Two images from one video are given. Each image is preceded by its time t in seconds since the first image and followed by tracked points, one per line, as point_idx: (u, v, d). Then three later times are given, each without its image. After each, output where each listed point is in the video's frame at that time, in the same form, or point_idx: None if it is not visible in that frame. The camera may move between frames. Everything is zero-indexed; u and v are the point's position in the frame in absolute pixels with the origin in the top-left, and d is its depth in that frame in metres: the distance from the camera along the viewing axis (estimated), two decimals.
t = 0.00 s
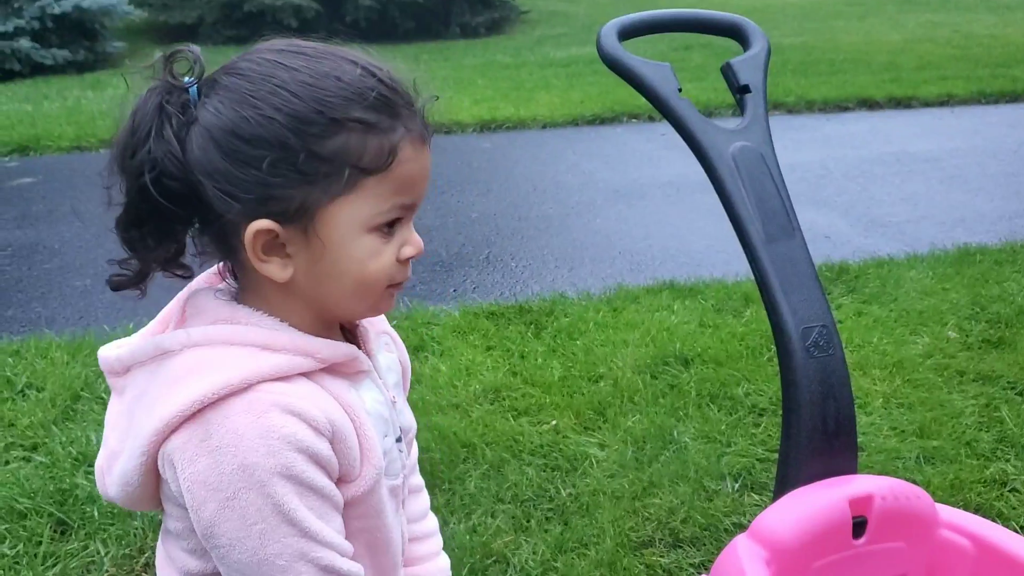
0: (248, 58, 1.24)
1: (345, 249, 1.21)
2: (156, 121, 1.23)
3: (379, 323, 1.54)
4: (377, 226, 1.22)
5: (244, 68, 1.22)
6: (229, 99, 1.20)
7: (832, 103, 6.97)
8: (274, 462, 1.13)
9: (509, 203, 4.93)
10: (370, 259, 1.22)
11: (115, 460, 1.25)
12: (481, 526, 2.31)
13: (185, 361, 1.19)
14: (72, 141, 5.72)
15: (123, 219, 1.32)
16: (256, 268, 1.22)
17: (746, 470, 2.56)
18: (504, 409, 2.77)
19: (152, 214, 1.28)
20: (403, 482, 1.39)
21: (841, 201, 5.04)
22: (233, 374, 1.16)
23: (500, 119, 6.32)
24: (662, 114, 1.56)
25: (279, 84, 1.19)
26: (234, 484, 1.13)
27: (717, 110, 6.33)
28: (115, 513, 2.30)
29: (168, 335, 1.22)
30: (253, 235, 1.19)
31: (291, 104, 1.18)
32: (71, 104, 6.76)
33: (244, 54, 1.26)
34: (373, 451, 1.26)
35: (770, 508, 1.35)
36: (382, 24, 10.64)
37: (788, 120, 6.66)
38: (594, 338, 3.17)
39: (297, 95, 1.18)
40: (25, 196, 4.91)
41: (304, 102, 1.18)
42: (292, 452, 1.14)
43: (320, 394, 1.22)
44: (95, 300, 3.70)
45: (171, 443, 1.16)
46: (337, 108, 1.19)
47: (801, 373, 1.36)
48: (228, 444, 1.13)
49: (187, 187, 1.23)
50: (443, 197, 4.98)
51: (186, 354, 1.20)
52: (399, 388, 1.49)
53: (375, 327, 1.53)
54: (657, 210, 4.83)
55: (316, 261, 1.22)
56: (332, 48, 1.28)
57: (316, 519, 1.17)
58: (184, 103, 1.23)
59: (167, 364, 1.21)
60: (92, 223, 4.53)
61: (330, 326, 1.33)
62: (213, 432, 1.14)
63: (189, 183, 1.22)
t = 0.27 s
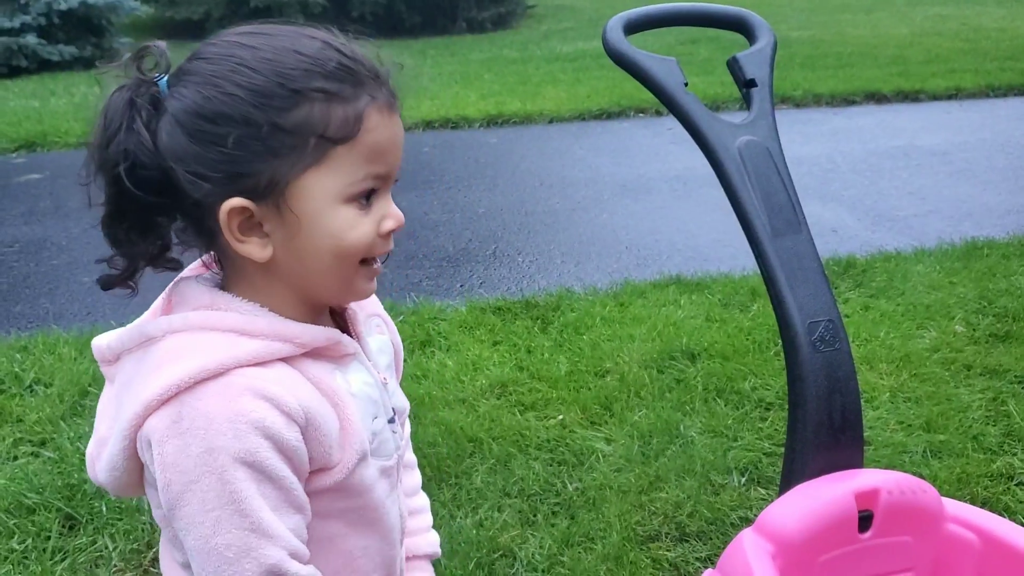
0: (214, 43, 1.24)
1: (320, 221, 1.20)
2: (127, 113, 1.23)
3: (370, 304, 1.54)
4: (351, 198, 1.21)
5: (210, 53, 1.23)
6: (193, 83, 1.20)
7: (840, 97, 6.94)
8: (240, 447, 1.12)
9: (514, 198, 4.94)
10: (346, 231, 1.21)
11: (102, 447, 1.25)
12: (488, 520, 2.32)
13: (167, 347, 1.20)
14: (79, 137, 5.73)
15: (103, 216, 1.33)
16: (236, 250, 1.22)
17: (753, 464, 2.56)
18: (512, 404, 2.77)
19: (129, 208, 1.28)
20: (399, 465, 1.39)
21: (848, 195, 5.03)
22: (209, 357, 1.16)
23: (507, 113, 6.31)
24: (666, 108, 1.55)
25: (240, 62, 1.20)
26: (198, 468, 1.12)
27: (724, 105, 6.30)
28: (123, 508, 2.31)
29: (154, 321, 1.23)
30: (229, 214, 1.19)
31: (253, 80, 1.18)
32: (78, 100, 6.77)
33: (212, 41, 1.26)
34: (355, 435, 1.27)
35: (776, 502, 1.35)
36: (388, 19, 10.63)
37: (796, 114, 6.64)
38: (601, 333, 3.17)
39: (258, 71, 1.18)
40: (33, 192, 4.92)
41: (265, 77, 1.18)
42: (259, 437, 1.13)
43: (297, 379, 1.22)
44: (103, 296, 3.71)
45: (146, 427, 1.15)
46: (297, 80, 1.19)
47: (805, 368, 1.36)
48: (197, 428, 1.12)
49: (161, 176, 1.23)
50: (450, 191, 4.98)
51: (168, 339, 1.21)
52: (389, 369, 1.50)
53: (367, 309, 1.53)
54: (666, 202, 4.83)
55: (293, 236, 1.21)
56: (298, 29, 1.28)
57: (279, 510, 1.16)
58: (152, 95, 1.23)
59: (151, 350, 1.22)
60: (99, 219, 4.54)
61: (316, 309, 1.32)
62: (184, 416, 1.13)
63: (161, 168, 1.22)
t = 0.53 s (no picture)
0: (214, 48, 1.21)
1: (332, 222, 1.18)
2: (133, 122, 1.21)
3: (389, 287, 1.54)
4: (362, 196, 1.20)
5: (211, 58, 1.20)
6: (200, 90, 1.17)
7: (858, 94, 6.90)
8: (276, 427, 1.10)
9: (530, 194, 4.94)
10: (358, 230, 1.20)
11: (139, 445, 1.23)
12: (505, 516, 2.32)
13: (198, 335, 1.18)
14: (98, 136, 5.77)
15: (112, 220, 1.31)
16: (249, 252, 1.19)
17: (771, 462, 2.55)
18: (528, 402, 2.77)
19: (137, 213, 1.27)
20: (428, 439, 1.38)
21: (866, 192, 5.00)
22: (240, 340, 1.13)
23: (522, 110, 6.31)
24: (683, 103, 1.55)
25: (245, 68, 1.16)
26: (233, 451, 1.09)
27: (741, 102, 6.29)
28: (143, 504, 2.33)
29: (182, 314, 1.21)
30: (243, 217, 1.17)
31: (260, 85, 1.15)
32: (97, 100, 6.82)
33: (210, 46, 1.24)
34: (385, 410, 1.25)
35: (795, 499, 1.34)
36: (404, 19, 10.66)
37: (813, 112, 6.61)
38: (618, 330, 3.17)
39: (264, 76, 1.16)
40: (53, 191, 4.96)
41: (270, 82, 1.16)
42: (294, 417, 1.11)
43: (328, 358, 1.20)
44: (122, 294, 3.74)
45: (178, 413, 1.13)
46: (303, 84, 1.16)
47: (826, 366, 1.36)
48: (232, 410, 1.10)
49: (171, 183, 1.21)
50: (465, 188, 5.00)
51: (198, 328, 1.19)
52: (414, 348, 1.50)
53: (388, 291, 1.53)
54: (682, 200, 4.83)
55: (306, 238, 1.19)
56: (297, 30, 1.26)
57: (315, 489, 1.13)
58: (157, 103, 1.21)
59: (182, 340, 1.20)
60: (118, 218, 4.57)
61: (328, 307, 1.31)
62: (217, 400, 1.10)
63: (170, 176, 1.20)
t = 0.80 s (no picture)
0: (282, 80, 1.22)
1: (408, 244, 1.20)
2: (205, 153, 1.19)
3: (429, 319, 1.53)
4: (435, 218, 1.22)
5: (282, 89, 1.20)
6: (277, 119, 1.17)
7: (877, 90, 6.85)
8: (326, 454, 1.11)
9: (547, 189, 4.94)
10: (432, 251, 1.22)
11: (172, 456, 1.25)
12: (522, 511, 2.32)
13: (245, 356, 1.19)
14: (117, 133, 5.81)
15: (176, 257, 1.28)
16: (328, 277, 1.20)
17: (788, 458, 2.54)
18: (544, 397, 2.78)
19: (206, 249, 1.24)
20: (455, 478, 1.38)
21: (885, 189, 4.97)
22: (289, 366, 1.15)
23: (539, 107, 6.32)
24: (702, 99, 1.55)
25: (321, 95, 1.18)
26: (282, 474, 1.10)
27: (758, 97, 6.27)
28: (163, 498, 2.35)
29: (229, 330, 1.23)
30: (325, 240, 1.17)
31: (339, 110, 1.17)
32: (116, 98, 6.87)
33: (276, 78, 1.24)
34: (424, 446, 1.25)
35: (812, 495, 1.35)
36: (422, 15, 10.67)
37: (831, 108, 6.58)
38: (635, 326, 3.17)
39: (342, 102, 1.17)
40: (72, 187, 5.00)
41: (349, 108, 1.17)
42: (344, 444, 1.12)
43: (372, 389, 1.21)
44: (141, 289, 3.77)
45: (224, 433, 1.14)
46: (381, 108, 1.18)
47: (843, 362, 1.35)
48: (282, 434, 1.11)
49: (247, 213, 1.18)
50: (482, 184, 5.01)
51: (246, 347, 1.20)
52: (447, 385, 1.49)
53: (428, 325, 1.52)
54: (700, 197, 4.82)
55: (383, 261, 1.20)
56: (362, 58, 1.28)
57: (362, 517, 1.14)
58: (229, 133, 1.19)
59: (228, 358, 1.21)
60: (137, 214, 4.60)
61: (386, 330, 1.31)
62: (267, 422, 1.12)
63: (246, 207, 1.18)
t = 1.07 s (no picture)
0: (286, 61, 1.20)
1: (406, 240, 1.20)
2: (203, 134, 1.17)
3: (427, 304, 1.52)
4: (433, 215, 1.22)
5: (286, 72, 1.18)
6: (282, 106, 1.15)
7: (888, 84, 6.82)
8: (321, 446, 1.11)
9: (555, 184, 4.94)
10: (430, 248, 1.22)
11: (173, 447, 1.25)
12: (529, 504, 2.33)
13: (239, 350, 1.19)
14: (127, 127, 5.83)
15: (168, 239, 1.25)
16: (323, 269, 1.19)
17: (795, 452, 2.54)
18: (552, 391, 2.78)
19: (202, 233, 1.22)
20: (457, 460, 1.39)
21: (895, 183, 4.95)
22: (282, 359, 1.15)
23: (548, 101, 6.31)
24: (709, 92, 1.55)
25: (330, 84, 1.16)
26: (278, 468, 1.11)
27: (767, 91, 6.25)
28: (171, 490, 2.36)
29: (224, 325, 1.23)
30: (325, 235, 1.16)
31: (348, 102, 1.15)
32: (126, 92, 6.89)
33: (278, 58, 1.22)
34: (421, 433, 1.26)
35: (818, 488, 1.35)
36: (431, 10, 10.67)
37: (841, 102, 6.55)
38: (643, 321, 3.17)
39: (350, 93, 1.16)
40: (82, 181, 5.02)
41: (357, 99, 1.15)
42: (339, 435, 1.13)
43: (367, 378, 1.21)
44: (151, 283, 3.78)
45: (221, 428, 1.15)
46: (389, 102, 1.17)
47: (850, 355, 1.35)
48: (276, 427, 1.12)
49: (245, 197, 1.17)
50: (491, 179, 5.01)
51: (240, 341, 1.20)
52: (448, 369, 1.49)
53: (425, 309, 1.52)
54: (709, 191, 4.81)
55: (381, 255, 1.20)
56: (366, 43, 1.25)
57: (361, 505, 1.15)
58: (227, 115, 1.17)
59: (223, 351, 1.22)
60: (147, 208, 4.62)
61: (377, 317, 1.32)
62: (262, 417, 1.13)
63: (245, 191, 1.16)
